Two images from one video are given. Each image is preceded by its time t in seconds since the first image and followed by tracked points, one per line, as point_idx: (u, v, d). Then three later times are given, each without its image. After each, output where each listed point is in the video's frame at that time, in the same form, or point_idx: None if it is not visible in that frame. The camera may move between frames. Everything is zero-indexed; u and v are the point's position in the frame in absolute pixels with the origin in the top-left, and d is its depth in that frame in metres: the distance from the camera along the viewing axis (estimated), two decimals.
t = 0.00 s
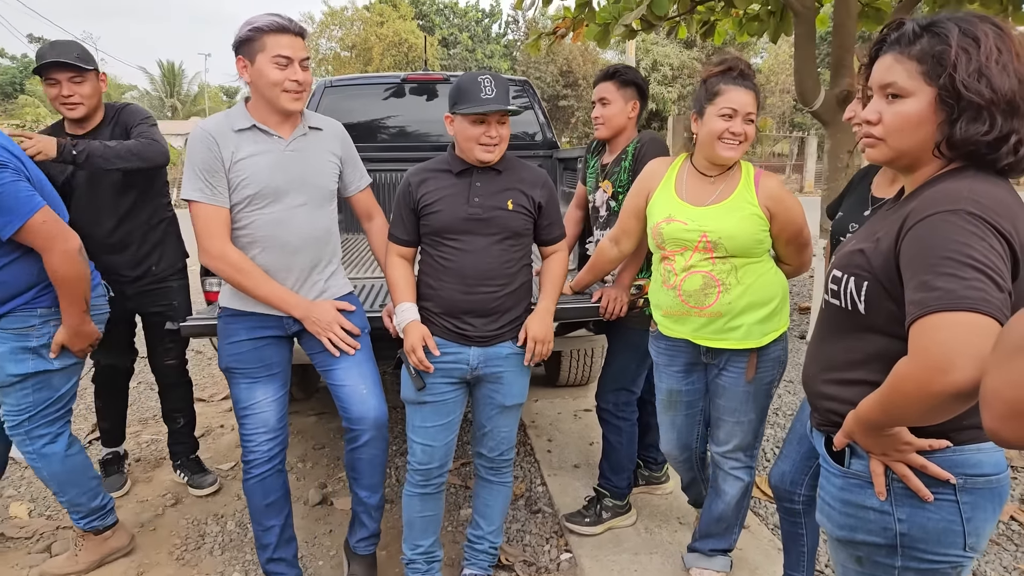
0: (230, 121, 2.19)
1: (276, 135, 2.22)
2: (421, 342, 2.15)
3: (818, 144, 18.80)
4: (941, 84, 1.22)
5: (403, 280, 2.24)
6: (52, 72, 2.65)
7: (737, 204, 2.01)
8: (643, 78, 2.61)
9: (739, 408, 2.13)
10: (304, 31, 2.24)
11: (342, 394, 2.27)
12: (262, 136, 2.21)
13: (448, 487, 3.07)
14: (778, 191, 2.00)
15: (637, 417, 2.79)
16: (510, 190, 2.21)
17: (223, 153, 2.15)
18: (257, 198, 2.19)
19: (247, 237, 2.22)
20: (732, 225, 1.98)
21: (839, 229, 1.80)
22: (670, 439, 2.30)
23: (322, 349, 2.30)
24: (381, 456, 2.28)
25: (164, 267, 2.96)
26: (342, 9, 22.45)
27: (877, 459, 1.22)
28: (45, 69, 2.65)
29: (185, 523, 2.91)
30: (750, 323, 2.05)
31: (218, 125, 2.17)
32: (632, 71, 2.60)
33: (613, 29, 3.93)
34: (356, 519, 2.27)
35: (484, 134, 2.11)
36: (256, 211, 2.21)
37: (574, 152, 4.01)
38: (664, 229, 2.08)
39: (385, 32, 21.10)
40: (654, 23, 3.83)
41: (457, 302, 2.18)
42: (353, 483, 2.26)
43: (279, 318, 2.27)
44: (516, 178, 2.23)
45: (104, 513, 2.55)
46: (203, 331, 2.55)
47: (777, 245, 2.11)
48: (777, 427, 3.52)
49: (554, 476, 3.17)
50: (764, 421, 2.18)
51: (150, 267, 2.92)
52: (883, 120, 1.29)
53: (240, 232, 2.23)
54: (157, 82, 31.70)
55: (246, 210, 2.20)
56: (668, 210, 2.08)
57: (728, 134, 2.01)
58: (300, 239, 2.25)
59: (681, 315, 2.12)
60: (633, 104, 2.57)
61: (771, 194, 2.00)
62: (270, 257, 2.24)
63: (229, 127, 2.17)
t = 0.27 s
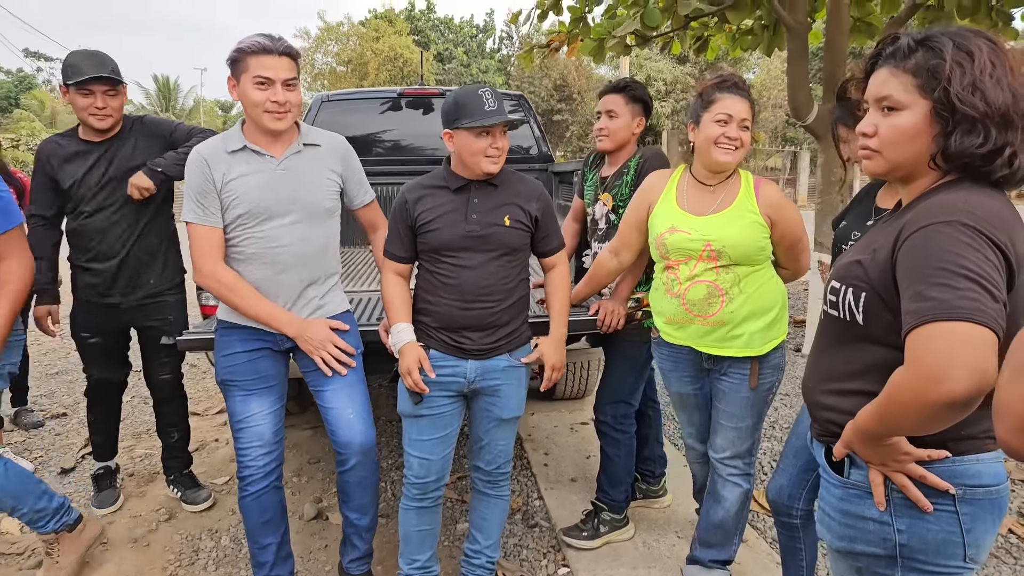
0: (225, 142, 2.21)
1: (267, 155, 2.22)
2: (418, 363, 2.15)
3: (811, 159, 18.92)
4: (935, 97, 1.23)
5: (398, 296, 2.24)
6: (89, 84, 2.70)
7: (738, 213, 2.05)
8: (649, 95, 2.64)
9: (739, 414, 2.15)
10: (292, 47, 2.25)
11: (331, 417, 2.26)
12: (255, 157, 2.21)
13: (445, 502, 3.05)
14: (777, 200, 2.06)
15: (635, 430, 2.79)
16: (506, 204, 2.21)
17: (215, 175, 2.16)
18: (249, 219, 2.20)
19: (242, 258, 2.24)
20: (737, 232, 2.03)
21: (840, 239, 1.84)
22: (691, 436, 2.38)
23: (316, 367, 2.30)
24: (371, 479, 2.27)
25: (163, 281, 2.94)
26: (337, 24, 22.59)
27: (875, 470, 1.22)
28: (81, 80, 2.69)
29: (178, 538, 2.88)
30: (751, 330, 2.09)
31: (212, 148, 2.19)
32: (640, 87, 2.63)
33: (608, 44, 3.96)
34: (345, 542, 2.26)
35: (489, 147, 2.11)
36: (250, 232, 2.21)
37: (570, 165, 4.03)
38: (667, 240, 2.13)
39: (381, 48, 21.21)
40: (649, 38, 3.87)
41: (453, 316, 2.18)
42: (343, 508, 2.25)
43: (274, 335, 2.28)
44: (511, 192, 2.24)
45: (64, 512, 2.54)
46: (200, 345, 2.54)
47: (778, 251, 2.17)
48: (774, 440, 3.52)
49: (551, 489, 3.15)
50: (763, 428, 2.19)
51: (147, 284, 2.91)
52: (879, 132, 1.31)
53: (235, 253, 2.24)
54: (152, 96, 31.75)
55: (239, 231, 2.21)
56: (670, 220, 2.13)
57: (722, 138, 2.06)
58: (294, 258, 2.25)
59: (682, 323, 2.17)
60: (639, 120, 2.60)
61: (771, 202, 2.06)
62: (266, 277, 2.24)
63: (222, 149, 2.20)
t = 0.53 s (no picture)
0: (226, 157, 2.19)
1: (271, 172, 2.20)
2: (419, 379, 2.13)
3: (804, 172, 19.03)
4: (928, 107, 1.24)
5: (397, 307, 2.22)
6: (109, 100, 2.69)
7: (736, 224, 2.05)
8: (647, 111, 2.65)
9: (733, 417, 2.15)
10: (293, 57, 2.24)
11: (332, 436, 2.24)
12: (257, 174, 2.20)
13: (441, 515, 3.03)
14: (775, 212, 2.06)
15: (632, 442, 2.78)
16: (501, 215, 2.21)
17: (217, 193, 2.15)
18: (250, 238, 2.19)
19: (242, 276, 2.23)
20: (732, 246, 2.04)
21: (832, 254, 1.84)
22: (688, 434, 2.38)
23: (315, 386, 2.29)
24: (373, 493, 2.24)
25: (171, 295, 2.95)
26: (334, 40, 22.71)
27: (875, 479, 1.22)
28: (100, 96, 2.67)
29: (172, 554, 2.84)
30: (745, 338, 2.09)
31: (213, 164, 2.17)
32: (639, 103, 2.64)
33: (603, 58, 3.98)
34: (346, 558, 2.23)
35: (481, 155, 2.12)
36: (250, 250, 2.20)
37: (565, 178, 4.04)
38: (666, 250, 2.15)
39: (376, 62, 21.32)
40: (643, 52, 3.89)
41: (450, 327, 2.17)
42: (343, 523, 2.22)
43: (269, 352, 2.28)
44: (506, 203, 2.24)
45: None
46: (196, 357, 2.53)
47: (777, 261, 2.17)
48: (771, 452, 3.51)
49: (548, 502, 3.13)
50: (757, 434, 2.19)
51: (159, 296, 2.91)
52: (873, 142, 1.31)
53: (234, 270, 2.23)
54: (148, 111, 31.79)
55: (239, 249, 2.21)
56: (670, 231, 2.15)
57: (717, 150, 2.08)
58: (294, 276, 2.24)
59: (680, 329, 2.19)
60: (635, 135, 2.61)
61: (768, 214, 2.06)
62: (265, 295, 2.23)
63: (223, 165, 2.17)
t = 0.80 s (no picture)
0: (232, 162, 2.16)
1: (279, 175, 2.20)
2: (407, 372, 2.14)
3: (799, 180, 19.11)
4: (921, 117, 1.25)
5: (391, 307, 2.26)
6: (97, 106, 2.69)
7: (737, 231, 2.07)
8: (642, 120, 2.64)
9: (727, 416, 2.14)
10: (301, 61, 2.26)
11: (343, 439, 2.24)
12: (266, 179, 2.18)
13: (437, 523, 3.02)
14: (772, 221, 2.09)
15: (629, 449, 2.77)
16: (495, 221, 2.21)
17: (227, 198, 2.11)
18: (258, 243, 2.16)
19: (248, 282, 2.20)
20: (734, 252, 2.05)
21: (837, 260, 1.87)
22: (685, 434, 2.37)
23: (319, 396, 2.29)
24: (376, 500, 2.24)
25: (166, 301, 2.94)
26: (331, 48, 22.77)
27: (874, 486, 1.22)
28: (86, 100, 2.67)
29: (167, 563, 2.82)
30: (744, 337, 2.10)
31: (220, 168, 2.13)
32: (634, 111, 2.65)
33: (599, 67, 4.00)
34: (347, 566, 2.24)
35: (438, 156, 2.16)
36: (257, 255, 2.18)
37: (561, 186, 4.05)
38: (667, 256, 2.15)
39: (373, 70, 21.38)
40: (639, 61, 3.90)
41: (447, 333, 2.17)
42: (345, 529, 2.21)
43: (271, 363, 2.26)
44: (501, 210, 2.24)
45: None
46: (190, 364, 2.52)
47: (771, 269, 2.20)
48: (767, 460, 3.50)
49: (544, 510, 3.13)
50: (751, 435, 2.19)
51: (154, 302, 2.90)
52: (866, 151, 1.32)
53: (239, 277, 2.20)
54: (144, 118, 31.79)
55: (246, 255, 2.17)
56: (671, 237, 2.15)
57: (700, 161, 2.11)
58: (302, 282, 2.25)
59: (680, 327, 2.18)
60: (631, 143, 2.63)
61: (767, 223, 2.09)
62: (272, 301, 2.22)
63: (231, 168, 2.14)
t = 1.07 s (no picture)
0: (239, 170, 2.14)
1: (286, 182, 2.21)
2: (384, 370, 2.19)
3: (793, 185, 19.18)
4: (914, 121, 1.25)
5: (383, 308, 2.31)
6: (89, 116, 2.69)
7: (732, 237, 2.09)
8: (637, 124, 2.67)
9: (719, 419, 2.14)
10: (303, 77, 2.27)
11: (335, 452, 2.23)
12: (273, 186, 2.18)
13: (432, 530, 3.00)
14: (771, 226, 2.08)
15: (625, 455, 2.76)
16: (487, 225, 2.20)
17: (239, 207, 2.10)
18: (268, 251, 2.15)
19: (256, 291, 2.17)
20: (734, 258, 2.08)
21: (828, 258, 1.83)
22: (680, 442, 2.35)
23: (317, 406, 2.27)
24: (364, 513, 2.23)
25: (153, 309, 2.90)
26: (326, 54, 22.79)
27: (871, 489, 1.22)
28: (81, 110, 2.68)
29: (159, 571, 2.79)
30: (739, 343, 2.11)
31: (228, 177, 2.10)
32: (628, 116, 2.66)
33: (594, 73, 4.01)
34: None
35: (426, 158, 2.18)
36: (266, 264, 2.16)
37: (557, 191, 4.05)
38: (665, 261, 2.15)
39: (368, 76, 21.41)
40: (633, 66, 3.91)
41: (441, 338, 2.17)
42: (331, 544, 2.20)
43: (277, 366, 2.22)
44: (495, 214, 2.23)
45: None
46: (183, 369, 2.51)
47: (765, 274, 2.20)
48: (763, 465, 3.50)
49: (540, 516, 3.11)
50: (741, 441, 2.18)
51: (139, 310, 2.86)
52: (860, 155, 1.32)
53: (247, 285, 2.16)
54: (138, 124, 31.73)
55: (255, 264, 2.15)
56: (668, 243, 2.16)
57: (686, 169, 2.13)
58: (309, 288, 2.25)
59: (673, 334, 2.19)
60: (627, 147, 2.63)
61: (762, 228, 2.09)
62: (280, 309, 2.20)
63: (240, 177, 2.12)
